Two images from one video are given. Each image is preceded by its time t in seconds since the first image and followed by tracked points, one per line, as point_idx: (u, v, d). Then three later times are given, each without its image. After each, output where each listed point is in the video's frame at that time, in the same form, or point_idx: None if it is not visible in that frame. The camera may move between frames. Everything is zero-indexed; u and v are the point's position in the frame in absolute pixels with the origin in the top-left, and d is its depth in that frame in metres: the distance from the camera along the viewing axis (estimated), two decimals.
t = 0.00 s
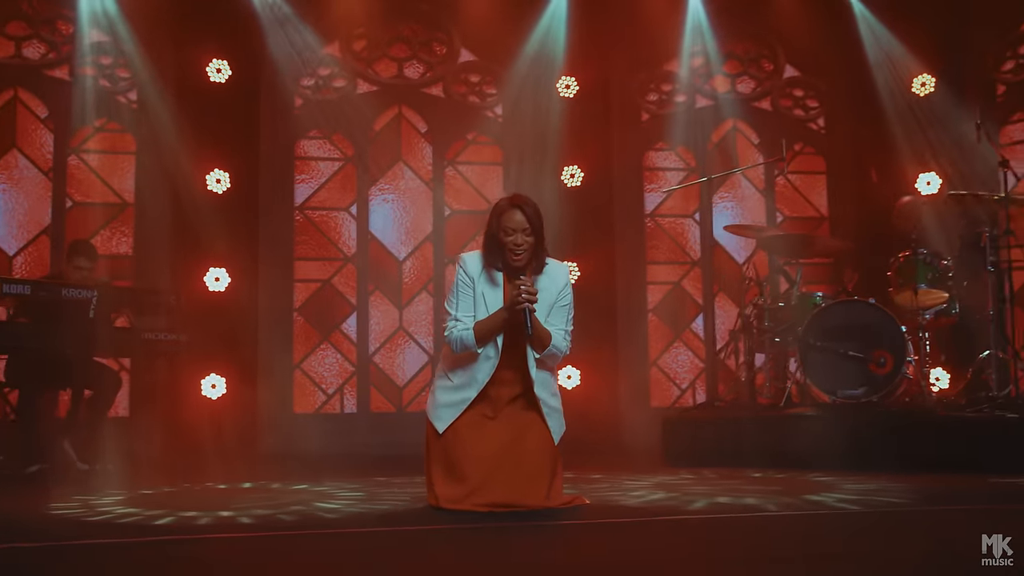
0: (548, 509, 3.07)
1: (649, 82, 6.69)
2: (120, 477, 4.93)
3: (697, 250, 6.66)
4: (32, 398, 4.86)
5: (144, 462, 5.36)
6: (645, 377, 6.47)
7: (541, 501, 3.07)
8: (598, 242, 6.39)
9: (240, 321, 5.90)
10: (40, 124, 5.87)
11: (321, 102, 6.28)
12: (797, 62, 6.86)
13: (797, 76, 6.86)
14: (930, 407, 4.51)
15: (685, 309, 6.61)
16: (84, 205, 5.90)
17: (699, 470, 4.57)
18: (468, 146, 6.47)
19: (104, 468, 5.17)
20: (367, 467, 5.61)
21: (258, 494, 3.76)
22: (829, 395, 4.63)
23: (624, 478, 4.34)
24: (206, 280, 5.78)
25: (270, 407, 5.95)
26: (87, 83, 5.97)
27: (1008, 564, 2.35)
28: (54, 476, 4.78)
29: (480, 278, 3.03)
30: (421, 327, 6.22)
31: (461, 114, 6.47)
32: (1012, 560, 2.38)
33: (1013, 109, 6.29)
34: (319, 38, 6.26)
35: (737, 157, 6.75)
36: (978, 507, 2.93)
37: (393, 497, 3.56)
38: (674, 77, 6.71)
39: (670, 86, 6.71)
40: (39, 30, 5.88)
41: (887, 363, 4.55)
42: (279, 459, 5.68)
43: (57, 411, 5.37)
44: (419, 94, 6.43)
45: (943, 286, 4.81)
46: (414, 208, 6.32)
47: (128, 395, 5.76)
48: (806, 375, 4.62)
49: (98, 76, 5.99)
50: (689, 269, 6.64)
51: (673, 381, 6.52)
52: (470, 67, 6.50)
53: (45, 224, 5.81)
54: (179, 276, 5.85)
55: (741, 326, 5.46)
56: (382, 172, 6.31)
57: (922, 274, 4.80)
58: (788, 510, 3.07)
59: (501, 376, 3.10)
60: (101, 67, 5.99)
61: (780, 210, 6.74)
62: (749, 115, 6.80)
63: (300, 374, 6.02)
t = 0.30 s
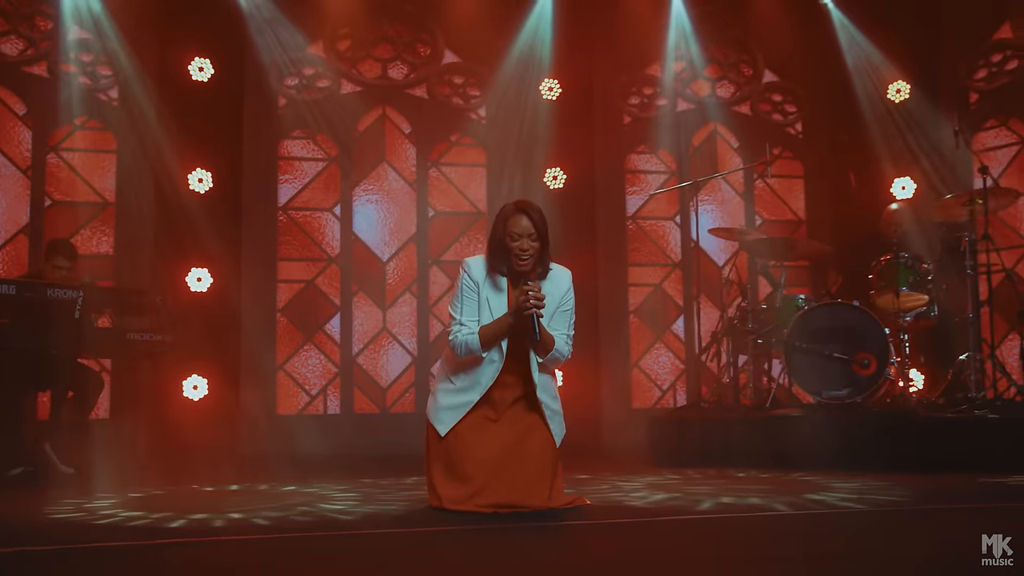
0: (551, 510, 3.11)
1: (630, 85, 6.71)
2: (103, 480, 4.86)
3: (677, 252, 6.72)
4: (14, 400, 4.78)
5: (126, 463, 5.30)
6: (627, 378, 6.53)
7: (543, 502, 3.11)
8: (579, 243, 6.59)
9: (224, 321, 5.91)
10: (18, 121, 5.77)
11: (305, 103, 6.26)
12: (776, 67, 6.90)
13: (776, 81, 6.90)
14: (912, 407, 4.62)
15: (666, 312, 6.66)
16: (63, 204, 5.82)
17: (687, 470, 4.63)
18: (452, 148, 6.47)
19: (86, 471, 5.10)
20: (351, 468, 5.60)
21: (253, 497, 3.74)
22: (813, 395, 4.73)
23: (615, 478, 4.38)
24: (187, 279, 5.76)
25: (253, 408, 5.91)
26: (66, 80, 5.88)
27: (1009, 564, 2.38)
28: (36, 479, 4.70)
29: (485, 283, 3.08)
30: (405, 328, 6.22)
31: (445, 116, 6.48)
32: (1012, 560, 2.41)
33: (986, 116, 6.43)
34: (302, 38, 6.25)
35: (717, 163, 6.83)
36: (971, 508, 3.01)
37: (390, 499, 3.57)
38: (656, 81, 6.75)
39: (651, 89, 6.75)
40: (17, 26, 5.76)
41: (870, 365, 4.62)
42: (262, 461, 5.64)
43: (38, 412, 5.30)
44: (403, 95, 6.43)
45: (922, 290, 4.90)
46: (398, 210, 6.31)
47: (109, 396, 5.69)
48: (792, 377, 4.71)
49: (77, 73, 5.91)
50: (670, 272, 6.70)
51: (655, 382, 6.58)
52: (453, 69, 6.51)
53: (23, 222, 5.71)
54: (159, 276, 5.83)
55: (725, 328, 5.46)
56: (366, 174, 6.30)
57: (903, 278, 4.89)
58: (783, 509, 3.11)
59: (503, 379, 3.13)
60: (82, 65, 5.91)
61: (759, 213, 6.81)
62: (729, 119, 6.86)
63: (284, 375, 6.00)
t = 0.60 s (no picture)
0: (552, 509, 3.13)
1: (615, 88, 6.77)
2: (88, 481, 4.83)
3: (661, 254, 6.78)
4: None
5: (111, 465, 5.26)
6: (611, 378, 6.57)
7: (545, 502, 3.13)
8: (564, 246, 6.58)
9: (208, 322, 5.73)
10: None
11: (291, 103, 6.24)
12: (757, 71, 6.99)
13: (757, 85, 6.99)
14: (896, 407, 4.71)
15: (651, 313, 6.71)
16: (46, 204, 5.76)
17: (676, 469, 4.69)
18: (438, 149, 6.48)
19: (70, 472, 5.06)
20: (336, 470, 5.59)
21: (250, 498, 3.75)
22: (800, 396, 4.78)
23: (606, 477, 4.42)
24: (172, 280, 5.63)
25: (239, 408, 5.90)
26: (49, 78, 5.83)
27: (1009, 564, 2.30)
28: (20, 480, 4.66)
29: (487, 288, 3.09)
30: (390, 329, 6.22)
31: (432, 116, 6.48)
32: (1012, 560, 2.33)
33: (964, 121, 6.53)
34: (288, 38, 6.23)
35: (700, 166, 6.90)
36: (962, 506, 3.05)
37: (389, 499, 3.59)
38: (641, 84, 6.81)
39: (635, 92, 6.81)
40: None
41: (857, 366, 4.68)
42: (248, 462, 5.62)
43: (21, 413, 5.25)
44: (389, 96, 6.43)
45: (904, 291, 5.00)
46: (385, 211, 6.31)
47: (93, 397, 5.65)
48: (779, 377, 4.79)
49: (61, 71, 5.86)
50: (653, 273, 6.75)
51: (638, 382, 6.63)
52: (439, 70, 6.53)
53: (6, 222, 5.66)
54: (143, 276, 5.71)
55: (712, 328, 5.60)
56: (352, 174, 6.29)
57: (887, 280, 4.98)
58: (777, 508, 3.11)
59: (504, 381, 3.16)
60: (66, 62, 5.87)
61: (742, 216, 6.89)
62: (712, 122, 6.93)
63: (269, 375, 5.99)
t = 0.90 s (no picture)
0: (552, 509, 3.14)
1: (600, 90, 6.82)
2: (73, 482, 4.79)
3: (645, 255, 6.82)
4: None
5: (95, 465, 5.23)
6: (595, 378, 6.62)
7: (545, 501, 3.14)
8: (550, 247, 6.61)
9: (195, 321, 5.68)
10: None
11: (277, 102, 6.23)
12: (739, 74, 7.05)
13: (740, 88, 7.05)
14: (881, 407, 4.79)
15: (635, 314, 6.76)
16: (29, 201, 5.71)
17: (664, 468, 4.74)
18: (424, 149, 6.49)
19: (54, 472, 5.02)
20: (322, 470, 5.58)
21: (247, 498, 3.75)
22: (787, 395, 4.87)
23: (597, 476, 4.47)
24: (156, 279, 5.58)
25: (224, 407, 5.88)
26: (32, 74, 5.78)
27: (1009, 564, 2.27)
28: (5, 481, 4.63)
29: (488, 293, 3.11)
30: (377, 329, 6.21)
31: (418, 117, 6.49)
32: (1012, 560, 2.31)
33: (942, 126, 6.63)
34: (274, 36, 6.21)
35: (684, 168, 6.96)
36: (953, 504, 3.11)
37: (386, 499, 3.61)
38: (625, 86, 6.87)
39: (620, 94, 6.86)
40: None
41: (842, 365, 4.78)
42: (234, 462, 5.60)
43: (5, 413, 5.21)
44: (376, 96, 6.43)
45: (888, 292, 5.12)
46: (371, 211, 6.31)
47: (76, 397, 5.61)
48: (767, 376, 4.88)
49: (43, 67, 5.81)
50: (637, 274, 6.80)
51: (622, 382, 6.68)
52: (426, 70, 6.54)
53: None
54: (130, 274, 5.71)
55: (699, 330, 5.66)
56: (339, 174, 6.29)
57: (871, 281, 5.10)
58: (771, 506, 3.16)
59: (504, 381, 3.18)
60: (50, 59, 5.82)
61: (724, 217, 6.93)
62: (695, 124, 6.99)
63: (255, 375, 5.97)
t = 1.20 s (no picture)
0: (554, 508, 3.16)
1: (586, 91, 6.86)
2: (58, 483, 4.75)
3: (630, 255, 6.86)
4: None
5: (80, 466, 5.18)
6: (581, 378, 6.65)
7: (547, 501, 3.16)
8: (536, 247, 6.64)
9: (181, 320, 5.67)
10: None
11: (264, 101, 6.20)
12: (723, 78, 7.09)
13: (723, 91, 7.09)
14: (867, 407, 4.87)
15: (620, 314, 6.80)
16: (12, 198, 5.67)
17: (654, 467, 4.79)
18: (411, 149, 6.49)
19: (38, 473, 4.97)
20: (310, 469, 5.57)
21: (241, 498, 3.74)
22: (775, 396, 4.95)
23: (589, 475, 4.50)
24: (141, 278, 5.57)
25: (210, 406, 5.85)
26: (15, 70, 5.74)
27: (1009, 564, 2.25)
28: None
29: (491, 294, 3.14)
30: (363, 329, 6.21)
31: (404, 116, 6.49)
32: (1012, 559, 2.29)
33: (922, 130, 6.73)
34: (259, 35, 6.19)
35: (667, 171, 6.98)
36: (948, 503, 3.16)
37: (383, 498, 3.62)
38: (610, 87, 6.91)
39: (605, 96, 6.91)
40: None
41: (829, 365, 4.89)
42: (220, 462, 5.57)
43: None
44: (363, 95, 6.43)
45: (873, 294, 5.19)
46: (358, 210, 6.30)
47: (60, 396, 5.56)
48: (755, 376, 4.95)
49: (27, 64, 5.76)
50: (622, 274, 6.83)
51: (607, 382, 6.72)
52: (413, 70, 6.54)
53: None
54: (114, 272, 5.65)
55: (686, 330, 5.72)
56: (326, 173, 6.27)
57: (856, 282, 5.17)
58: (768, 504, 3.20)
59: (506, 381, 3.20)
60: (34, 55, 5.77)
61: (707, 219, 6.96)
62: (679, 127, 7.02)
63: (241, 375, 5.94)
